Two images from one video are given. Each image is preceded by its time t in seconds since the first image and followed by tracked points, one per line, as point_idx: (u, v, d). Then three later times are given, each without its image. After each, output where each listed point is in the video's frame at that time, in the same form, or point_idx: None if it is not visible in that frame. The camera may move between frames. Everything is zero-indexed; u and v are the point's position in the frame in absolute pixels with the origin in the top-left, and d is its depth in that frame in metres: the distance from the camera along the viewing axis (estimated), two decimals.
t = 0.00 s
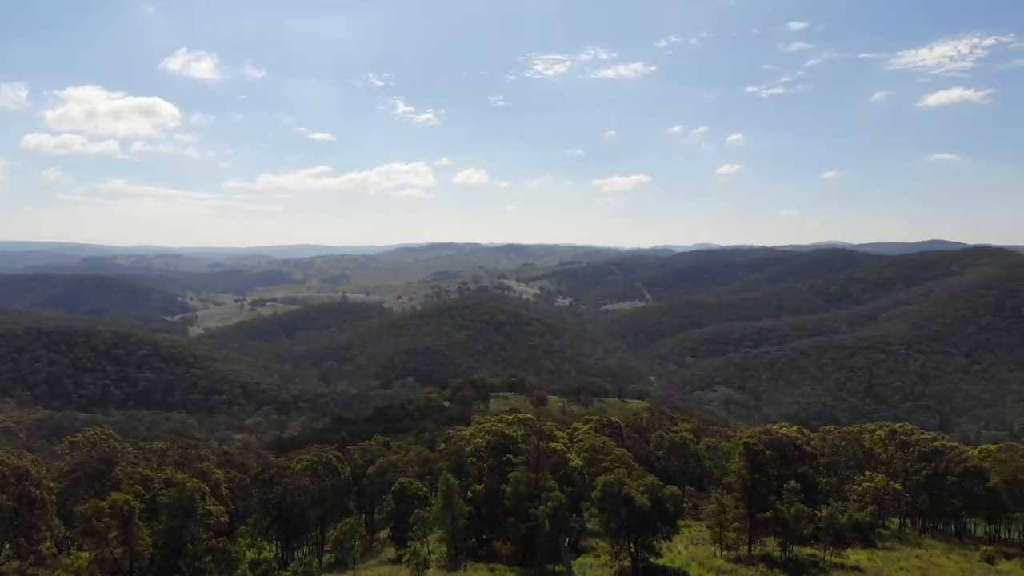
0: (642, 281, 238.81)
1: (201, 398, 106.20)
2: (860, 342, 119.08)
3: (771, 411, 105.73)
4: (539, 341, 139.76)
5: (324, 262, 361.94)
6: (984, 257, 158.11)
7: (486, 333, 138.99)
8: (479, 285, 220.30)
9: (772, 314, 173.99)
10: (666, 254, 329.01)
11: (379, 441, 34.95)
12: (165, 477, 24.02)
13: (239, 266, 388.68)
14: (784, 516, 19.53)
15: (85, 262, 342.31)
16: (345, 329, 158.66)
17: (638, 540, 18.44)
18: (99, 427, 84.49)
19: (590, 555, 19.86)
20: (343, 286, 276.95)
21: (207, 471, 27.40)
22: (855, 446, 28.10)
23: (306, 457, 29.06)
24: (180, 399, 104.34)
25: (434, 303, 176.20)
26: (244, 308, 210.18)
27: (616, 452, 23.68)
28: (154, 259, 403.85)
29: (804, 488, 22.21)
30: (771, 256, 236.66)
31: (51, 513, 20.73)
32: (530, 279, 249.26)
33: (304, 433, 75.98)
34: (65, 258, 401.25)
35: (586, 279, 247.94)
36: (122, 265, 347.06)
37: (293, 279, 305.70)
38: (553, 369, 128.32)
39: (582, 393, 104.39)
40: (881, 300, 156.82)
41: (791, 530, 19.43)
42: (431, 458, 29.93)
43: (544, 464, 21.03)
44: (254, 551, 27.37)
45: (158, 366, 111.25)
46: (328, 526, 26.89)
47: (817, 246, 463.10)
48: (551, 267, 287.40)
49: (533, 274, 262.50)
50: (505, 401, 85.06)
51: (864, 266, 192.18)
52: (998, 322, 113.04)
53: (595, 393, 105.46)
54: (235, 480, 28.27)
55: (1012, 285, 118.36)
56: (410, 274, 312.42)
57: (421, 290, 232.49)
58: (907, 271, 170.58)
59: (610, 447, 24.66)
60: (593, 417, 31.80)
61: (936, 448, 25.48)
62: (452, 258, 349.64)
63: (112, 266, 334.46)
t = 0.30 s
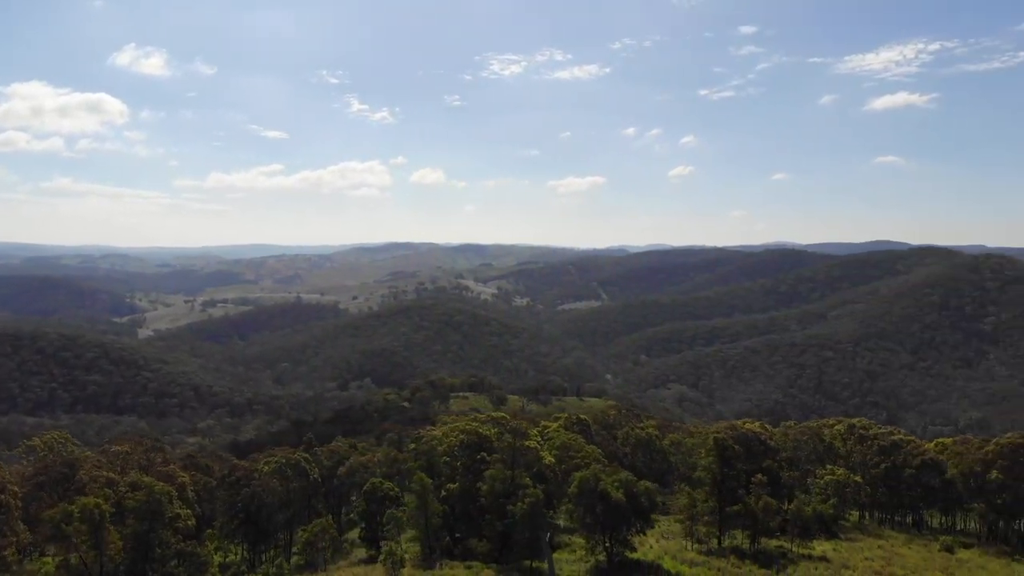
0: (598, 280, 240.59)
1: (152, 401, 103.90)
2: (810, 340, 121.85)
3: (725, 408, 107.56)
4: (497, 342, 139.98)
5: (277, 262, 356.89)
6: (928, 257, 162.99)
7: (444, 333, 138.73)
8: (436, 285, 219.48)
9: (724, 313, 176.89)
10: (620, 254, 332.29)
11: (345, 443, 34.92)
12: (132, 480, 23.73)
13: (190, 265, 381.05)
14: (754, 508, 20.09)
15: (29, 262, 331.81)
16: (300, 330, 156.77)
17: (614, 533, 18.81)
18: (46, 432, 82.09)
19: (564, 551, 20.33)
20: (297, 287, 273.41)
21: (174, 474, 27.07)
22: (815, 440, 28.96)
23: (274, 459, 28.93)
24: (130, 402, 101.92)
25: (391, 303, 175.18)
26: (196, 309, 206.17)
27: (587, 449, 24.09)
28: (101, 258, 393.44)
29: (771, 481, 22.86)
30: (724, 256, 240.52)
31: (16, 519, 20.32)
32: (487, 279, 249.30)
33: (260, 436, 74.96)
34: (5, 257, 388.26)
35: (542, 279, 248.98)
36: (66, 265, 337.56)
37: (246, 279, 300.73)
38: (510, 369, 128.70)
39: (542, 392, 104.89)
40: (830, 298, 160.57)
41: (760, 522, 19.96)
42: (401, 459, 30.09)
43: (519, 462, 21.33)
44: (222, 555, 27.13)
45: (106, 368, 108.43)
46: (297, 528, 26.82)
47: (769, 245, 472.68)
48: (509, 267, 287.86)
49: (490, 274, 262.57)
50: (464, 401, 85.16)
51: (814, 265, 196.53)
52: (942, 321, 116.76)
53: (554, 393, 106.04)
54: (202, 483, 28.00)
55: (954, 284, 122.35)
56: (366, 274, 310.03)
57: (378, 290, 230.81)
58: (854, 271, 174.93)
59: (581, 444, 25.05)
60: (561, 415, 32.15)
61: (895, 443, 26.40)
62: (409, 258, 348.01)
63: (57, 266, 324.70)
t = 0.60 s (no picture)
0: (555, 280, 241.95)
1: (101, 405, 101.21)
2: (762, 338, 124.15)
3: (679, 405, 109.05)
4: (455, 342, 139.93)
5: (229, 262, 351.18)
6: (875, 256, 167.15)
7: (401, 334, 138.07)
8: (392, 286, 218.21)
9: (679, 312, 179.19)
10: (576, 254, 334.57)
11: (311, 444, 34.80)
12: (99, 483, 23.40)
13: (139, 266, 372.61)
14: (722, 503, 20.60)
15: None
16: (254, 331, 154.49)
17: (590, 528, 19.12)
18: None
19: (541, 548, 20.68)
20: (250, 287, 269.30)
21: (139, 476, 26.68)
22: (777, 435, 29.70)
23: (241, 462, 28.76)
24: (79, 406, 99.14)
25: (347, 304, 173.74)
26: (145, 310, 201.63)
27: (558, 446, 24.44)
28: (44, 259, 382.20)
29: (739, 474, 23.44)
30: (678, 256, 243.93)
31: None
32: (445, 279, 248.79)
33: (216, 439, 73.72)
34: None
35: (498, 279, 249.23)
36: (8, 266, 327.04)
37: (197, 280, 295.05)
38: (468, 369, 128.59)
39: (501, 392, 105.21)
40: (782, 297, 163.74)
41: (729, 514, 20.50)
42: (371, 460, 30.15)
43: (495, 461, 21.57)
44: (188, 560, 26.85)
45: (53, 371, 105.20)
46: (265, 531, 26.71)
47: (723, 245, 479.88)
48: (466, 267, 287.80)
49: (447, 275, 262.10)
50: (424, 403, 85.01)
51: (765, 265, 200.09)
52: (888, 319, 120.25)
53: (514, 392, 106.45)
54: (168, 486, 27.65)
55: (900, 283, 125.69)
56: (321, 275, 306.82)
57: (333, 291, 228.67)
58: (804, 270, 178.58)
59: (552, 441, 25.41)
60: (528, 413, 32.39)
61: (855, 438, 27.26)
62: (364, 258, 345.64)
63: None
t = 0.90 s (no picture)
0: (512, 280, 242.58)
1: (48, 409, 98.21)
2: (715, 336, 126.04)
3: (635, 403, 110.10)
4: (413, 343, 139.47)
5: (181, 263, 344.93)
6: (825, 256, 170.79)
7: (358, 336, 137.01)
8: (348, 287, 216.35)
9: (634, 312, 181.03)
10: (534, 255, 336.18)
11: (278, 447, 34.54)
12: (63, 488, 22.99)
13: (84, 266, 362.66)
14: (694, 498, 21.08)
15: None
16: (207, 334, 151.76)
17: (565, 524, 19.37)
18: None
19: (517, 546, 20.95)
20: (202, 288, 264.32)
21: (103, 480, 26.26)
22: (741, 430, 30.39)
23: (208, 464, 28.49)
24: (25, 410, 96.13)
25: (302, 305, 171.78)
26: (92, 312, 196.47)
27: (532, 444, 24.73)
28: None
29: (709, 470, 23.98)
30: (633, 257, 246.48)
31: None
32: (402, 280, 247.53)
33: (171, 443, 72.31)
34: None
35: (456, 279, 248.98)
36: None
37: (147, 282, 288.52)
38: (426, 370, 128.19)
39: (460, 392, 105.24)
40: (735, 297, 166.64)
41: (700, 508, 21.00)
42: (340, 462, 30.08)
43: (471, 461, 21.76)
44: (155, 564, 26.46)
45: None
46: (235, 534, 26.48)
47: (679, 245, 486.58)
48: (422, 267, 286.66)
49: (403, 275, 260.76)
50: (382, 404, 84.54)
51: (719, 265, 203.10)
52: (837, 318, 123.34)
53: (472, 393, 106.56)
54: (133, 491, 27.24)
55: (849, 282, 128.49)
56: (275, 275, 302.91)
57: (288, 292, 225.82)
58: (757, 270, 181.70)
59: (525, 440, 25.68)
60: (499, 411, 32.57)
61: (817, 432, 28.07)
62: (319, 258, 342.10)
63: None
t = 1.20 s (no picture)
0: (468, 281, 242.41)
1: None
2: (670, 335, 127.39)
3: (593, 402, 110.61)
4: (369, 344, 138.58)
5: (129, 263, 336.68)
6: (775, 257, 174.66)
7: (312, 337, 135.10)
8: (302, 288, 213.62)
9: (590, 311, 182.52)
10: (489, 254, 336.47)
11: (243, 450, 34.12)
12: (28, 491, 22.54)
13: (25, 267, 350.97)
14: (665, 492, 21.49)
15: None
16: (157, 335, 148.23)
17: (541, 521, 19.69)
18: None
19: (492, 544, 21.25)
20: (151, 289, 258.18)
21: (67, 485, 25.77)
22: (705, 426, 30.91)
23: (175, 467, 28.09)
24: None
25: (255, 306, 168.96)
26: (36, 314, 190.27)
27: (506, 443, 24.96)
28: None
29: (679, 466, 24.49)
30: (588, 257, 248.46)
31: None
32: (357, 280, 245.35)
33: (122, 447, 70.46)
34: None
35: (412, 279, 247.84)
36: None
37: (92, 282, 280.59)
38: (384, 371, 127.51)
39: (419, 393, 105.00)
40: (688, 296, 169.01)
41: (671, 503, 21.41)
42: (310, 464, 29.92)
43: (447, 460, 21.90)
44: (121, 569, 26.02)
45: None
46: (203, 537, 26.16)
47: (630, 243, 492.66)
48: (377, 267, 284.54)
49: (359, 276, 258.50)
50: (341, 407, 83.94)
51: (673, 265, 206.23)
52: (788, 316, 126.11)
53: (432, 393, 106.41)
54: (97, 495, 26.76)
55: (799, 282, 131.76)
56: (227, 276, 297.61)
57: (241, 292, 221.92)
58: (709, 271, 184.93)
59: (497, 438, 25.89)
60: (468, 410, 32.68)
61: (779, 427, 28.73)
62: (271, 258, 337.00)
63: None
